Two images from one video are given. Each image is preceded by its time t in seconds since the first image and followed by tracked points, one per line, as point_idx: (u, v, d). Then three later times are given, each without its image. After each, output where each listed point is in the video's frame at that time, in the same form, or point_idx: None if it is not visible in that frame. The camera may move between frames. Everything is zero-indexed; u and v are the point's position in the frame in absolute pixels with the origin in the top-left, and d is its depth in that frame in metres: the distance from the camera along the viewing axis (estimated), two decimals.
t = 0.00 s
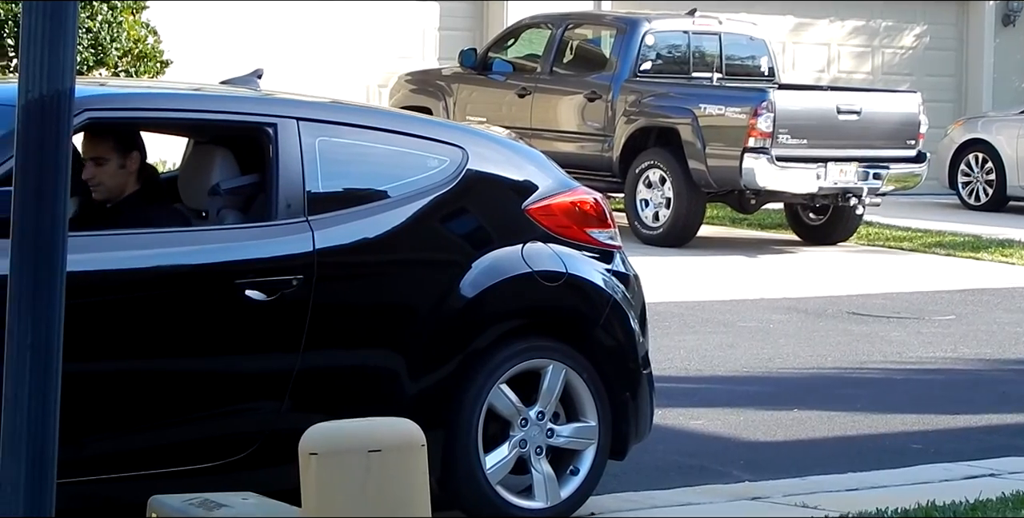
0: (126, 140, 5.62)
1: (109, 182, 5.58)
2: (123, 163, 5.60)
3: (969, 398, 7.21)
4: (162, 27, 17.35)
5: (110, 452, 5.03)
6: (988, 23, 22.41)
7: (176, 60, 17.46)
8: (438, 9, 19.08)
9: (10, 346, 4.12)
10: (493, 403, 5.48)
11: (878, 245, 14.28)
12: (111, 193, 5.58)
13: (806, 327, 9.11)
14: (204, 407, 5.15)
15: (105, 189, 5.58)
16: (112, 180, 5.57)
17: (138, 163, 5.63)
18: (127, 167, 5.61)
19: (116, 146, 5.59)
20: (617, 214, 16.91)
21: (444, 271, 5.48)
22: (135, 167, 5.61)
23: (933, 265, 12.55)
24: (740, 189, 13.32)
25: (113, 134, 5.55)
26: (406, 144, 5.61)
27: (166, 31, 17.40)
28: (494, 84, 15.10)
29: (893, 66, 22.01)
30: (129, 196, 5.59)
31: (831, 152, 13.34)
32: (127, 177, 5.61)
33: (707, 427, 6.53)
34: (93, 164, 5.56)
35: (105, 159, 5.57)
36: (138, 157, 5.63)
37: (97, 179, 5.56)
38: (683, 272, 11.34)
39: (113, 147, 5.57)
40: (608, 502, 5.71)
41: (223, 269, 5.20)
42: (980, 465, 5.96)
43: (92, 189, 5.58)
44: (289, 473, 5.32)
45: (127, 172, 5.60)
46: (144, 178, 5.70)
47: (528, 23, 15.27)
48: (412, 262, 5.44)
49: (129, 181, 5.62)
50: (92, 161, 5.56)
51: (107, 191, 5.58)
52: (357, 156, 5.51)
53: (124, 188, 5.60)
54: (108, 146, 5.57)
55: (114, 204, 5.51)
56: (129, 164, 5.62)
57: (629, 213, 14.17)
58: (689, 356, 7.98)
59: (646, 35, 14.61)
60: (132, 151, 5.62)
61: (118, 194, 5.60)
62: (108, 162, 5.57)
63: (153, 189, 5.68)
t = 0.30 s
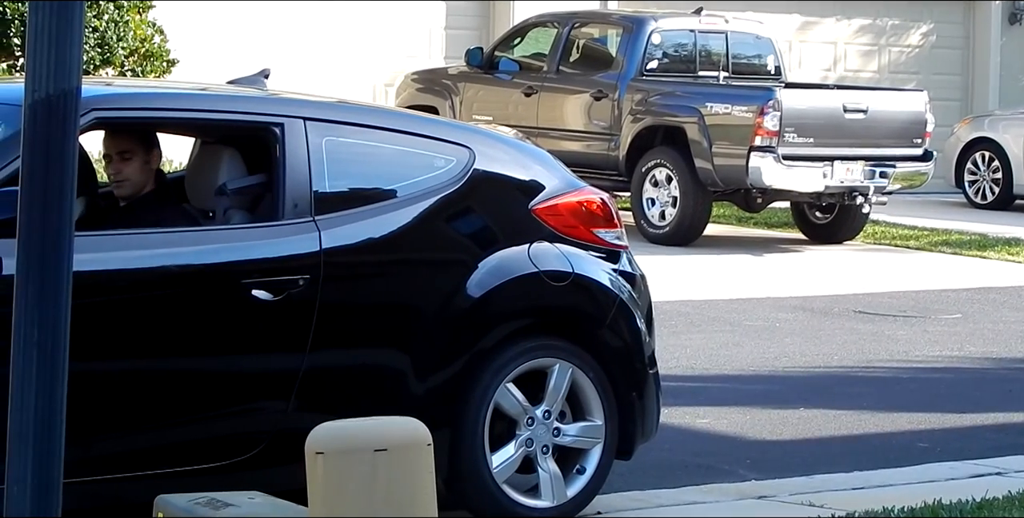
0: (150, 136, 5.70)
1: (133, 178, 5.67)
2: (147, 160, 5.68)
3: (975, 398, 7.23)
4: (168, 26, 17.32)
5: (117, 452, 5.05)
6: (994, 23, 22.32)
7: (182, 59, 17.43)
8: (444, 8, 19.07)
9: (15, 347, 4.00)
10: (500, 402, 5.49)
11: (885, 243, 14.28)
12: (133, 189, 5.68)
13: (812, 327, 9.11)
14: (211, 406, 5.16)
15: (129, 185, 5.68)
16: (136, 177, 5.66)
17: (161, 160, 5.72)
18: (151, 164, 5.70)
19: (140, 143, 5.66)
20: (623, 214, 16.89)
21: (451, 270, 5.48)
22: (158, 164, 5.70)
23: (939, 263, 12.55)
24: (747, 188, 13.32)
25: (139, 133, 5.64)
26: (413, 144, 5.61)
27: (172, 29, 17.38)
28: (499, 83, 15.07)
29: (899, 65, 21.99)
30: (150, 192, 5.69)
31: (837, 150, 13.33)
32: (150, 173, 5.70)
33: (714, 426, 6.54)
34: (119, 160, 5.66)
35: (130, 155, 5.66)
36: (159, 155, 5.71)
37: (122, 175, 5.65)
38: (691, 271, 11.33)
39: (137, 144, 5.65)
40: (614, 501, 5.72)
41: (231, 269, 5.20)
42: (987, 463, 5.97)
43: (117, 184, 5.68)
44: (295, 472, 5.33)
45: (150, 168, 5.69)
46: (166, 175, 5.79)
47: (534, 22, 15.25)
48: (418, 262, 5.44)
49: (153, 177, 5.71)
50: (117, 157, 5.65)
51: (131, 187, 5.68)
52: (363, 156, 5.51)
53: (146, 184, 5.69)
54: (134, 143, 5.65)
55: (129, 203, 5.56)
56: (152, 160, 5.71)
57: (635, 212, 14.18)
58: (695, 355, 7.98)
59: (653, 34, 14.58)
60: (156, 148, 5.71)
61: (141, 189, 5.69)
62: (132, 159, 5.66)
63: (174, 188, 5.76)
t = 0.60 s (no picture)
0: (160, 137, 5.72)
1: (140, 177, 5.68)
2: (155, 160, 5.69)
3: (979, 397, 7.22)
4: (171, 25, 17.33)
5: (120, 451, 5.05)
6: (997, 20, 22.23)
7: (185, 58, 17.45)
8: (447, 7, 19.09)
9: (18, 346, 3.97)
10: (503, 402, 5.49)
11: (887, 243, 14.28)
12: (139, 189, 5.67)
13: (817, 327, 9.11)
14: (214, 406, 5.16)
15: (136, 184, 5.67)
16: (143, 176, 5.67)
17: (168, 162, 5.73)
18: (159, 165, 5.71)
19: (150, 143, 5.68)
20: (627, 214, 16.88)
21: (454, 270, 5.48)
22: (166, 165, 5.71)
23: (941, 263, 12.55)
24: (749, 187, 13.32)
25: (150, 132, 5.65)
26: (416, 144, 5.61)
27: (175, 29, 17.39)
28: (502, 83, 15.05)
29: (902, 64, 22.00)
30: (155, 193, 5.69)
31: (840, 150, 13.32)
32: (156, 174, 5.71)
33: (717, 425, 6.54)
34: (128, 158, 5.66)
35: (139, 154, 5.67)
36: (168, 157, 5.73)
37: (130, 173, 5.65)
38: (694, 271, 11.34)
39: (147, 144, 5.66)
40: (617, 501, 5.72)
41: (234, 268, 5.20)
42: (990, 463, 5.97)
43: (123, 182, 5.68)
44: (298, 472, 5.33)
45: (158, 169, 5.70)
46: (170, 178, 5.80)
47: (537, 21, 15.24)
48: (421, 262, 5.44)
49: (159, 178, 5.72)
50: (126, 155, 5.65)
51: (137, 186, 5.67)
52: (367, 156, 5.51)
53: (151, 185, 5.69)
54: (144, 142, 5.66)
55: (134, 202, 5.58)
56: (160, 161, 5.72)
57: (638, 212, 14.20)
58: (698, 355, 7.98)
59: (656, 34, 14.59)
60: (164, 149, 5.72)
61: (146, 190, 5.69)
62: (141, 158, 5.67)
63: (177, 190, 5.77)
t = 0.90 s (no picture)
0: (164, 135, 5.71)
1: (145, 176, 5.68)
2: (159, 159, 5.69)
3: (983, 396, 7.22)
4: (175, 25, 17.30)
5: (123, 450, 5.05)
6: (1001, 20, 22.27)
7: (189, 58, 17.43)
8: (450, 6, 19.09)
9: (22, 345, 3.97)
10: (507, 400, 5.49)
11: (891, 241, 14.27)
12: (143, 188, 5.68)
13: (821, 326, 9.10)
14: (217, 404, 5.16)
15: (140, 183, 5.68)
16: (148, 176, 5.67)
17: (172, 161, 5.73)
18: (163, 164, 5.70)
19: (155, 142, 5.66)
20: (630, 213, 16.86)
21: (458, 269, 5.48)
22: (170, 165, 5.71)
23: (945, 262, 12.53)
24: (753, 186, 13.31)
25: (155, 132, 5.64)
26: (420, 142, 5.62)
27: (178, 28, 17.36)
28: (505, 82, 15.09)
29: (906, 63, 22.00)
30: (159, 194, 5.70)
31: (843, 149, 13.33)
32: (160, 173, 5.71)
33: (720, 424, 6.53)
34: (133, 158, 5.65)
35: (143, 153, 5.66)
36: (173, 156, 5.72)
37: (134, 173, 5.65)
38: (698, 270, 11.33)
39: (151, 143, 5.65)
40: (620, 500, 5.71)
41: (237, 268, 5.21)
42: (993, 462, 5.96)
43: (127, 181, 5.68)
44: (302, 471, 5.33)
45: (162, 169, 5.70)
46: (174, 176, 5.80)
47: (541, 20, 15.24)
48: (425, 260, 5.45)
49: (163, 177, 5.72)
50: (130, 153, 5.64)
51: (141, 185, 5.68)
52: (370, 155, 5.52)
53: (156, 185, 5.70)
54: (148, 142, 5.65)
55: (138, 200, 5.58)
56: (164, 160, 5.71)
57: (642, 211, 14.19)
58: (702, 353, 7.98)
59: (659, 33, 14.57)
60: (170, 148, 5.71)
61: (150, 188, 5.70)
62: (145, 157, 5.66)
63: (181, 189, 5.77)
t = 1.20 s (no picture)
0: (155, 134, 5.67)
1: (138, 175, 5.63)
2: (151, 156, 5.65)
3: (998, 395, 7.20)
4: (187, 24, 17.31)
5: (133, 449, 5.06)
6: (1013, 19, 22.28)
7: (201, 57, 17.45)
8: (461, 6, 19.13)
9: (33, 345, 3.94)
10: (518, 400, 5.49)
11: (904, 240, 14.26)
12: (137, 189, 5.62)
13: (834, 325, 9.07)
14: (228, 403, 5.17)
15: (132, 183, 5.62)
16: (140, 174, 5.62)
17: (165, 157, 5.67)
18: (155, 161, 5.65)
19: (144, 141, 5.64)
20: (641, 211, 16.88)
21: (469, 268, 5.48)
22: (163, 161, 5.66)
23: (957, 261, 12.51)
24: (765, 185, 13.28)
25: (140, 129, 5.61)
26: (431, 141, 5.62)
27: (190, 27, 17.37)
28: (517, 80, 15.12)
29: (918, 62, 21.99)
30: (156, 193, 5.64)
31: (857, 147, 13.31)
32: (155, 171, 5.66)
33: (730, 424, 6.52)
34: (121, 157, 5.61)
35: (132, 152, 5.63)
36: (166, 151, 5.67)
37: (124, 172, 5.60)
38: (710, 268, 11.32)
39: (140, 141, 5.62)
40: (632, 499, 5.71)
41: (249, 267, 5.21)
42: (1006, 461, 5.95)
43: (120, 182, 5.63)
44: (313, 470, 5.34)
45: (155, 166, 5.65)
46: (172, 174, 5.75)
47: (551, 19, 15.28)
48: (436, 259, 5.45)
49: (159, 175, 5.67)
50: (119, 154, 5.61)
51: (134, 185, 5.63)
52: (381, 154, 5.52)
53: (151, 183, 5.65)
54: (136, 140, 5.63)
55: (142, 201, 5.56)
56: (157, 158, 5.67)
57: (653, 210, 14.18)
58: (715, 352, 7.97)
59: (670, 31, 14.55)
60: (161, 145, 5.67)
61: (146, 188, 5.65)
62: (135, 156, 5.62)
63: (180, 187, 5.71)
